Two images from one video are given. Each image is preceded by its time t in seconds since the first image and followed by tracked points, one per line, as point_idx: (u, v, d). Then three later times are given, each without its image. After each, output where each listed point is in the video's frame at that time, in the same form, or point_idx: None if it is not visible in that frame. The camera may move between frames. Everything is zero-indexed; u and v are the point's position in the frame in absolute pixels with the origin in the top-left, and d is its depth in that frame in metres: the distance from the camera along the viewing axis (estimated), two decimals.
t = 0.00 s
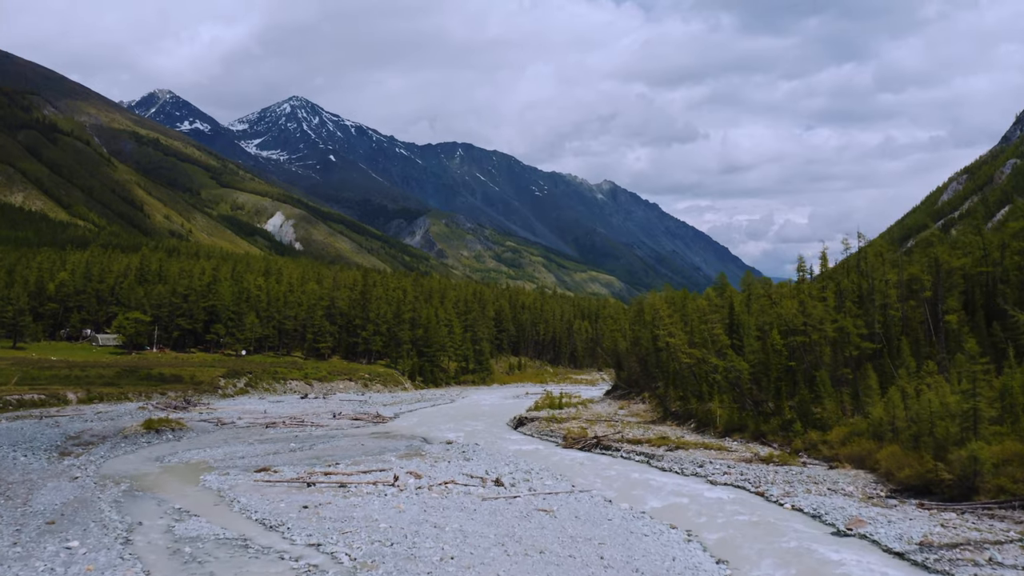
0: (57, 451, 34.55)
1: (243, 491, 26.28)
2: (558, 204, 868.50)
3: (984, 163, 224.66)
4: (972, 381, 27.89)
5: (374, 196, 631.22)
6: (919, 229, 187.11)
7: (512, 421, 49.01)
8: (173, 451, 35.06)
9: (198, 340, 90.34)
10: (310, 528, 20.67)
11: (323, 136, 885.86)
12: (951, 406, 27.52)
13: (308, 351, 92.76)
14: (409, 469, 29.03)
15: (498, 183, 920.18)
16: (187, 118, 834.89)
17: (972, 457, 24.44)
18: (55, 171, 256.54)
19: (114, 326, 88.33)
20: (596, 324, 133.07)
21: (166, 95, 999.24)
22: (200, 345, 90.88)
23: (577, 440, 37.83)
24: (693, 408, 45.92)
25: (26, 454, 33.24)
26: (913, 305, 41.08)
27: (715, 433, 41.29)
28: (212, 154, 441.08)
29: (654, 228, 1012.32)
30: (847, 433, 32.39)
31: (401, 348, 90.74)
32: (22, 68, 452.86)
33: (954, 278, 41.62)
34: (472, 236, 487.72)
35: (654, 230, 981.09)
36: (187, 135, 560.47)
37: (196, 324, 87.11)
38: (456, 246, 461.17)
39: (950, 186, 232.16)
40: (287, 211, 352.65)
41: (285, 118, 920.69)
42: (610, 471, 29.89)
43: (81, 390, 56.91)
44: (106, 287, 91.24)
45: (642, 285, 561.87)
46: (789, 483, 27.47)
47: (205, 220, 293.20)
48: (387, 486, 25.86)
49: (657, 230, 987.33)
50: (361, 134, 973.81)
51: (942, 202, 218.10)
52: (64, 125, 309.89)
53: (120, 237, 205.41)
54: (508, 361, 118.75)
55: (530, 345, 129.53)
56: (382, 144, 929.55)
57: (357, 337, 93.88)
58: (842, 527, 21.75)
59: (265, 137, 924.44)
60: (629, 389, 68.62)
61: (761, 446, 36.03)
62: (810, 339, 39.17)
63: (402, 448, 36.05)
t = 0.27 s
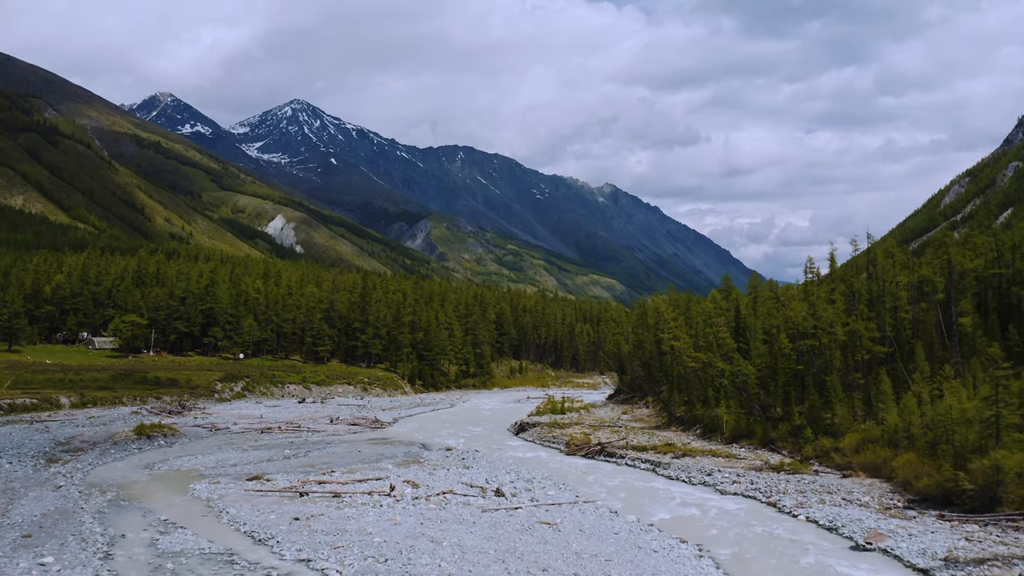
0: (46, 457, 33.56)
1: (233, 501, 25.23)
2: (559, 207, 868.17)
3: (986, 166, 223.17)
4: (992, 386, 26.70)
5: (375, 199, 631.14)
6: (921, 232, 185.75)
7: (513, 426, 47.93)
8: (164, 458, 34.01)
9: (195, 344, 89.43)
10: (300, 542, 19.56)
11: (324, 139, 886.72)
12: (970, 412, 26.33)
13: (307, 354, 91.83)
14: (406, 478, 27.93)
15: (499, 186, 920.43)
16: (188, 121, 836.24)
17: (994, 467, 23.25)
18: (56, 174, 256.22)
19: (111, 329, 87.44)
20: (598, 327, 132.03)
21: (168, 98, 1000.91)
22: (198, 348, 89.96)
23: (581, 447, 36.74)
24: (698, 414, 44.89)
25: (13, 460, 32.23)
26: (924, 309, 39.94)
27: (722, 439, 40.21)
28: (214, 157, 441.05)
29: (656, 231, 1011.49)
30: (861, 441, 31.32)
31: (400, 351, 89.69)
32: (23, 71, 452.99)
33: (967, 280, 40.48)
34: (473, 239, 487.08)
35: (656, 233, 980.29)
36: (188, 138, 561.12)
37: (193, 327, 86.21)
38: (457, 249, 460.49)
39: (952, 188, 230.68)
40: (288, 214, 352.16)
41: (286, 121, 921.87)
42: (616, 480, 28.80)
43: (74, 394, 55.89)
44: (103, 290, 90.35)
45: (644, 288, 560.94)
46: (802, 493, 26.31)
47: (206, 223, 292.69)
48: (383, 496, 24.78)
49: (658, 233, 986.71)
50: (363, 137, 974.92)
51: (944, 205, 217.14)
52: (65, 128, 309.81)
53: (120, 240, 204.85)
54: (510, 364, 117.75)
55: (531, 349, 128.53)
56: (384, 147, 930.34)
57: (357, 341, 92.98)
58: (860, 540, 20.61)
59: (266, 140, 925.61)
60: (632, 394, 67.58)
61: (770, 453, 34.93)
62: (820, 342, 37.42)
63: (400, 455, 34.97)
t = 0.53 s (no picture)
0: (32, 464, 32.55)
1: (223, 511, 24.16)
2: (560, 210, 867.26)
3: (988, 168, 221.93)
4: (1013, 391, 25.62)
5: (376, 202, 630.72)
6: (923, 235, 184.64)
7: (515, 432, 46.87)
8: (154, 465, 32.96)
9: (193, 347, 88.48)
10: (289, 557, 18.46)
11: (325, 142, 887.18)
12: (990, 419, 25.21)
13: (306, 357, 90.84)
14: (403, 487, 26.85)
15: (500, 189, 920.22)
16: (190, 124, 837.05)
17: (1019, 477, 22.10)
18: (56, 176, 255.59)
19: (107, 332, 86.48)
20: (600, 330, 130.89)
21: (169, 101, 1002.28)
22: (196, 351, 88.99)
23: (583, 453, 35.66)
24: (705, 419, 43.83)
25: None
26: (936, 310, 38.80)
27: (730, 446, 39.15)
28: (214, 159, 440.74)
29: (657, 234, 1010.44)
30: (875, 448, 30.25)
31: (400, 355, 88.60)
32: (24, 74, 452.97)
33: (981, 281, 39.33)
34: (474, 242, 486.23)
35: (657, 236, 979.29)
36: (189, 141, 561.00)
37: (191, 330, 85.28)
38: (458, 252, 459.57)
39: (954, 191, 229.44)
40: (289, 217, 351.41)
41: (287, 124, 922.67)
42: (621, 489, 27.70)
43: (67, 398, 54.82)
44: (100, 292, 89.41)
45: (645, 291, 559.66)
46: (816, 503, 25.19)
47: (206, 226, 292.00)
48: (378, 507, 23.71)
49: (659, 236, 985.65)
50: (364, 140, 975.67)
51: (947, 207, 215.80)
52: (66, 131, 309.27)
53: (120, 243, 203.83)
54: (511, 367, 116.64)
55: (533, 352, 127.41)
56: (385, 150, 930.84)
57: (356, 344, 92.00)
58: (881, 555, 19.49)
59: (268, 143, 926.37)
60: (636, 397, 66.49)
61: (780, 461, 33.82)
62: (830, 345, 36.59)
63: (397, 462, 33.90)
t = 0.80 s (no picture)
0: (18, 468, 31.59)
1: (210, 520, 23.12)
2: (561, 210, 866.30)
3: (990, 168, 220.86)
4: None
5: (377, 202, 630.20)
6: (926, 235, 183.21)
7: (516, 434, 45.85)
8: (143, 469, 31.96)
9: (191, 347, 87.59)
10: (277, 570, 17.39)
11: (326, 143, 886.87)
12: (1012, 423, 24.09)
13: (304, 359, 89.91)
14: (399, 494, 25.79)
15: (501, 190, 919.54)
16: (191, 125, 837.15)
17: None
18: (56, 176, 254.91)
19: (104, 333, 85.60)
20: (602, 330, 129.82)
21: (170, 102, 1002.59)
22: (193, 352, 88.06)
23: (586, 457, 34.64)
24: (711, 422, 42.82)
25: None
26: (949, 310, 37.65)
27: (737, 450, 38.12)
28: (215, 160, 440.30)
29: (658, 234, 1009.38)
30: (889, 453, 29.19)
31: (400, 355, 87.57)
32: (25, 74, 452.53)
33: (995, 280, 38.13)
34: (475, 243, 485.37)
35: (658, 236, 978.00)
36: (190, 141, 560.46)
37: (188, 330, 84.39)
38: (459, 253, 458.76)
39: (956, 191, 228.20)
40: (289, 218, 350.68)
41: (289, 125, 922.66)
42: (626, 496, 26.67)
43: (60, 400, 53.84)
44: (96, 292, 88.53)
45: (647, 292, 558.32)
46: (831, 512, 24.08)
47: (206, 226, 291.22)
48: (373, 515, 22.66)
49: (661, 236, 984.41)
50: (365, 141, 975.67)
51: (949, 207, 214.75)
52: (66, 131, 308.62)
53: (119, 243, 202.89)
54: (512, 368, 115.66)
55: (534, 353, 126.34)
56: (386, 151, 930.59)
57: (355, 345, 91.06)
58: (903, 568, 18.39)
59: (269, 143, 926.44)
60: (639, 399, 65.41)
61: (790, 466, 32.76)
62: (841, 346, 35.43)
63: (394, 466, 32.87)
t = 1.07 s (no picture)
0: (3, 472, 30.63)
1: (196, 529, 22.08)
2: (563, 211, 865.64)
3: (992, 168, 219.84)
4: None
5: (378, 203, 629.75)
6: (929, 235, 181.99)
7: (516, 437, 44.82)
8: (132, 474, 30.96)
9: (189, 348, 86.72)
10: None
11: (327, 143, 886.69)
12: None
13: (303, 359, 89.02)
14: (395, 502, 24.75)
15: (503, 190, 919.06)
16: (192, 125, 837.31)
17: None
18: (56, 176, 254.40)
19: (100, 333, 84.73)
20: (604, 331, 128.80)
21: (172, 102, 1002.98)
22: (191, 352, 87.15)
23: (589, 462, 33.54)
24: (717, 425, 41.73)
25: None
26: (963, 310, 36.49)
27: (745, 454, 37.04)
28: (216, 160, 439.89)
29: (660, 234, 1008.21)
30: (905, 459, 28.06)
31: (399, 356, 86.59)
32: (26, 74, 452.54)
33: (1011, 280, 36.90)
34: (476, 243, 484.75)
35: (660, 237, 976.84)
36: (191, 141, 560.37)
37: (185, 331, 83.57)
38: (460, 253, 458.20)
39: (958, 192, 227.19)
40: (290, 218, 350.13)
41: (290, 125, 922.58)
42: (632, 503, 25.59)
43: (53, 401, 52.92)
44: (93, 292, 87.70)
45: (648, 292, 557.31)
46: (846, 521, 22.98)
47: (207, 226, 290.60)
48: (367, 525, 21.61)
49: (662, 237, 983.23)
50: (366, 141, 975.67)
51: (953, 207, 213.62)
52: (67, 131, 308.21)
53: (119, 243, 202.14)
54: (513, 369, 114.69)
55: (535, 353, 125.34)
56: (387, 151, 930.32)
57: (354, 346, 90.15)
58: None
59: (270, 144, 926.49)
60: (641, 401, 64.42)
61: (801, 471, 31.64)
62: (853, 348, 34.30)
63: (391, 471, 31.82)
